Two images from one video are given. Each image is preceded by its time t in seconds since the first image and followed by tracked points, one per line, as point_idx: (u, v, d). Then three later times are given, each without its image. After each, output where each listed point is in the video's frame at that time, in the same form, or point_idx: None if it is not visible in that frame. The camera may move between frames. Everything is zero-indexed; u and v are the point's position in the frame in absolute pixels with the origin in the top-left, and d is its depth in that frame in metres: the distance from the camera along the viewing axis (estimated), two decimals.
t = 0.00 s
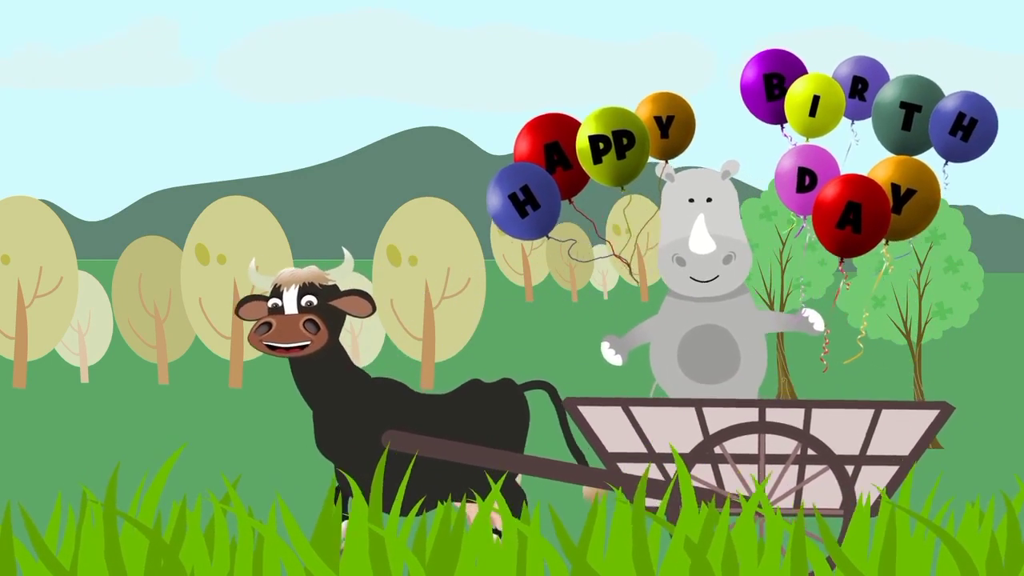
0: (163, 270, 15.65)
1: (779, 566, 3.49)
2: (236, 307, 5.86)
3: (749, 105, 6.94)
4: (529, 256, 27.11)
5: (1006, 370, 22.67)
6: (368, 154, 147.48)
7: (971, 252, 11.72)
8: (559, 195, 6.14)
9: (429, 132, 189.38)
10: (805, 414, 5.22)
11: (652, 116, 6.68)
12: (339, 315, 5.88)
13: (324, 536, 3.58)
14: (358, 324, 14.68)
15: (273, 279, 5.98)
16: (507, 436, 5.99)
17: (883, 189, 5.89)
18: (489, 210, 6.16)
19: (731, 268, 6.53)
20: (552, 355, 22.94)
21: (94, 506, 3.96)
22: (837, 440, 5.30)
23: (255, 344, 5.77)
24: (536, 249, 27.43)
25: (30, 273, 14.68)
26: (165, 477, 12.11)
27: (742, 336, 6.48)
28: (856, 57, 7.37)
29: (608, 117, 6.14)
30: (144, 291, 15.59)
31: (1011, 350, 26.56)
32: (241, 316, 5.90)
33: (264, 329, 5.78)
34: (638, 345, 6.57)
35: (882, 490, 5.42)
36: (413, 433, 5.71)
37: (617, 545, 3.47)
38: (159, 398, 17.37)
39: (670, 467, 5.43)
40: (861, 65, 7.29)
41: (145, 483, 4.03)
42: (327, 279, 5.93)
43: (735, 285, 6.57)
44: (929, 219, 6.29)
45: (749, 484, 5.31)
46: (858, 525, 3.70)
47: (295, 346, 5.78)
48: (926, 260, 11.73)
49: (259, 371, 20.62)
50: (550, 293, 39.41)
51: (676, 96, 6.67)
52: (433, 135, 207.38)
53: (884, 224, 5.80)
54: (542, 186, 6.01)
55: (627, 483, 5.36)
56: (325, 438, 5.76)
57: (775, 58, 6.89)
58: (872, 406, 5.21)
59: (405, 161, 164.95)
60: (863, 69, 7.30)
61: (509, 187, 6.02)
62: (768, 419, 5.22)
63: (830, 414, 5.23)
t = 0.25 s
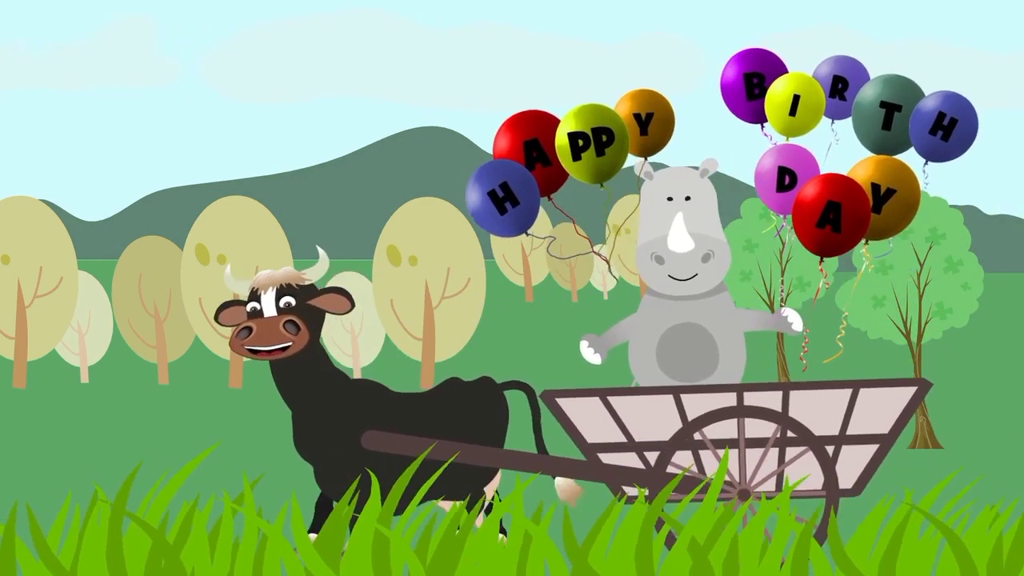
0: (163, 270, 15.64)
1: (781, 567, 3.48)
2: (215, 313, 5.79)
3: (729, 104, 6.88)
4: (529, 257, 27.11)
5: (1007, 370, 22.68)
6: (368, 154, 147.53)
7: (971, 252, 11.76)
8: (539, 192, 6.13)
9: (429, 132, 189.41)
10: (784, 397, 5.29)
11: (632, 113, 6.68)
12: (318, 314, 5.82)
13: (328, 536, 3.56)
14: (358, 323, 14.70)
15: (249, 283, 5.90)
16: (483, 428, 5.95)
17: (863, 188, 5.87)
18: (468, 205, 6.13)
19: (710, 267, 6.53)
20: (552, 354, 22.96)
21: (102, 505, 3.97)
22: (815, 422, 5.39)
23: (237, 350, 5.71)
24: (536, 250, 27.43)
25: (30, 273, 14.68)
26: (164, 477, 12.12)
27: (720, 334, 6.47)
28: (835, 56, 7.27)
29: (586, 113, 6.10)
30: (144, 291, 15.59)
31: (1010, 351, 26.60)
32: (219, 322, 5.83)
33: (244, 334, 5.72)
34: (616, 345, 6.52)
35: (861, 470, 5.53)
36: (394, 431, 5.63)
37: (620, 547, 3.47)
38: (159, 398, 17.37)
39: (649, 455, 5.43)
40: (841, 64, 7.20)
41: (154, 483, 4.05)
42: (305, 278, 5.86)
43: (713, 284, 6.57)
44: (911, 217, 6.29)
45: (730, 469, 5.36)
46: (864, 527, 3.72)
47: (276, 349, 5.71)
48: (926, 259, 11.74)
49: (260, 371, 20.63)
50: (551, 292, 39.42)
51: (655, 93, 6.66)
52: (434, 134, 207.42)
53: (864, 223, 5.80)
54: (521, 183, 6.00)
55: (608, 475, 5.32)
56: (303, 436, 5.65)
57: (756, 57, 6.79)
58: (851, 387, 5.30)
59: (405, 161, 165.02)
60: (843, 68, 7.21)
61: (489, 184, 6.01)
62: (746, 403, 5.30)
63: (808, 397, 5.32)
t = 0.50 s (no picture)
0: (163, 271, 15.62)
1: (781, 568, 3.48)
2: (191, 307, 5.83)
3: (712, 110, 6.81)
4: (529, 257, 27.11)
5: (1007, 370, 22.69)
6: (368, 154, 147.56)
7: (971, 252, 11.74)
8: (519, 194, 6.09)
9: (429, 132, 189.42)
10: (760, 415, 5.21)
11: (613, 115, 6.67)
12: (294, 315, 5.80)
13: (330, 537, 3.55)
14: (358, 324, 14.69)
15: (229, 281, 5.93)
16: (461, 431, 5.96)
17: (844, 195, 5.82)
18: (448, 206, 6.09)
19: (690, 271, 6.54)
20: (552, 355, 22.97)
21: (106, 506, 3.97)
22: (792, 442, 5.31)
23: (212, 345, 5.72)
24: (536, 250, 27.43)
25: (30, 272, 14.68)
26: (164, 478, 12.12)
27: (699, 340, 6.47)
28: (819, 62, 7.26)
29: (568, 115, 6.07)
30: (144, 291, 15.59)
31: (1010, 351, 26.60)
32: (197, 316, 5.88)
33: (220, 329, 5.72)
34: (594, 349, 6.55)
35: (837, 490, 5.44)
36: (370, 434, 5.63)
37: (622, 549, 3.46)
38: (159, 398, 17.37)
39: (624, 468, 5.38)
40: (824, 71, 7.18)
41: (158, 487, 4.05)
42: (284, 279, 5.88)
43: (693, 288, 6.58)
44: (891, 225, 6.25)
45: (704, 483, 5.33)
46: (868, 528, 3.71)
47: (250, 347, 5.69)
48: (926, 260, 11.72)
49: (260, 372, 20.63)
50: (551, 292, 39.40)
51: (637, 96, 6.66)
52: (433, 134, 207.40)
53: (846, 231, 5.74)
54: (502, 185, 5.96)
55: (581, 485, 5.27)
56: (278, 437, 5.63)
57: (739, 63, 6.74)
58: (828, 408, 5.21)
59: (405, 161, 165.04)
60: (825, 75, 7.19)
61: (470, 184, 5.97)
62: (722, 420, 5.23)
63: (785, 416, 5.23)
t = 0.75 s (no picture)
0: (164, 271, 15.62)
1: (781, 567, 3.48)
2: (169, 313, 5.80)
3: (693, 106, 6.81)
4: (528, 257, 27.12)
5: (1008, 370, 22.68)
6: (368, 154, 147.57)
7: (971, 253, 11.73)
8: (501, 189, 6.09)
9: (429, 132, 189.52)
10: (738, 396, 5.24)
11: (593, 110, 6.68)
12: (272, 313, 5.80)
13: (328, 536, 3.55)
14: (358, 324, 14.69)
15: (204, 283, 5.87)
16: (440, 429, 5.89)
17: (826, 191, 5.82)
18: (430, 201, 6.09)
19: (670, 267, 6.55)
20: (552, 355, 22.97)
21: (99, 505, 3.96)
22: (771, 421, 5.34)
23: (191, 349, 5.68)
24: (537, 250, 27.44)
25: (30, 272, 14.69)
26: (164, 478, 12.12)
27: (681, 336, 6.47)
28: (799, 59, 7.25)
29: (549, 110, 6.06)
30: (144, 292, 15.59)
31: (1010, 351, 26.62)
32: (175, 322, 5.85)
33: (199, 333, 5.69)
34: (576, 345, 6.57)
35: (816, 468, 5.50)
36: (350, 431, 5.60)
37: (620, 548, 3.46)
38: (159, 398, 17.37)
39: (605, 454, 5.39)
40: (804, 67, 7.17)
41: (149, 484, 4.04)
42: (259, 279, 5.83)
43: (674, 284, 6.59)
44: (873, 221, 6.26)
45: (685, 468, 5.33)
46: (864, 526, 3.72)
47: (230, 349, 5.70)
48: (926, 259, 11.73)
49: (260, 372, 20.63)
50: (553, 292, 39.39)
51: (617, 91, 6.67)
52: (434, 134, 207.34)
53: (827, 227, 5.74)
54: (484, 179, 5.95)
55: (563, 474, 5.26)
56: (258, 435, 5.67)
57: (721, 59, 6.73)
58: (806, 385, 5.24)
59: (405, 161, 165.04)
60: (806, 71, 7.18)
61: (451, 179, 5.96)
62: (701, 402, 5.26)
63: (764, 396, 5.26)
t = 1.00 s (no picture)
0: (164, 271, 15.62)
1: (778, 566, 3.47)
2: (167, 312, 5.80)
3: (696, 111, 6.81)
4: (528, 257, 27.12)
5: (1008, 370, 22.68)
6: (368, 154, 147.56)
7: (971, 253, 11.72)
8: (501, 188, 6.09)
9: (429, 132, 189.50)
10: (735, 397, 5.24)
11: (595, 111, 6.68)
12: (270, 313, 5.81)
13: (324, 537, 3.54)
14: (358, 324, 14.69)
15: (202, 283, 5.88)
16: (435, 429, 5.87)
17: (827, 198, 5.82)
18: (430, 200, 6.08)
19: (670, 270, 6.56)
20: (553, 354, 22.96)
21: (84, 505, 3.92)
22: (768, 422, 5.34)
23: (189, 348, 5.73)
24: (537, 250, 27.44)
25: (30, 272, 14.69)
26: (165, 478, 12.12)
27: (679, 340, 6.47)
28: (803, 65, 7.27)
29: (551, 110, 6.06)
30: (144, 291, 15.60)
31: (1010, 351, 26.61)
32: (173, 321, 5.84)
33: (197, 333, 5.73)
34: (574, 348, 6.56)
35: (813, 469, 5.50)
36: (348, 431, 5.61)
37: (616, 547, 3.45)
38: (158, 398, 17.37)
39: (602, 455, 5.39)
40: (808, 74, 7.20)
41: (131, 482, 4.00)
42: (256, 278, 5.84)
43: (673, 287, 6.60)
44: (875, 228, 6.26)
45: (683, 468, 5.34)
46: (857, 523, 3.71)
47: (228, 348, 5.71)
48: (926, 260, 11.73)
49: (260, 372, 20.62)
50: (552, 292, 39.38)
51: (619, 92, 6.67)
52: (434, 134, 207.33)
53: (828, 233, 5.74)
54: (484, 179, 5.95)
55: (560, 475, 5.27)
56: (254, 437, 5.65)
57: (724, 64, 6.74)
58: (803, 386, 5.24)
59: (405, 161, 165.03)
60: (809, 77, 7.20)
61: (452, 178, 5.96)
62: (699, 403, 5.25)
63: (760, 397, 5.26)
